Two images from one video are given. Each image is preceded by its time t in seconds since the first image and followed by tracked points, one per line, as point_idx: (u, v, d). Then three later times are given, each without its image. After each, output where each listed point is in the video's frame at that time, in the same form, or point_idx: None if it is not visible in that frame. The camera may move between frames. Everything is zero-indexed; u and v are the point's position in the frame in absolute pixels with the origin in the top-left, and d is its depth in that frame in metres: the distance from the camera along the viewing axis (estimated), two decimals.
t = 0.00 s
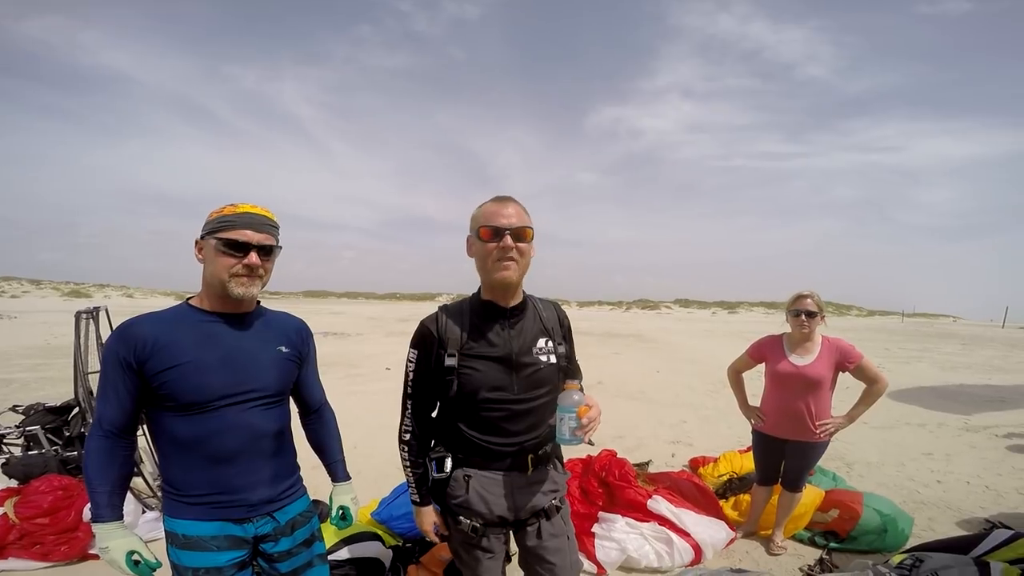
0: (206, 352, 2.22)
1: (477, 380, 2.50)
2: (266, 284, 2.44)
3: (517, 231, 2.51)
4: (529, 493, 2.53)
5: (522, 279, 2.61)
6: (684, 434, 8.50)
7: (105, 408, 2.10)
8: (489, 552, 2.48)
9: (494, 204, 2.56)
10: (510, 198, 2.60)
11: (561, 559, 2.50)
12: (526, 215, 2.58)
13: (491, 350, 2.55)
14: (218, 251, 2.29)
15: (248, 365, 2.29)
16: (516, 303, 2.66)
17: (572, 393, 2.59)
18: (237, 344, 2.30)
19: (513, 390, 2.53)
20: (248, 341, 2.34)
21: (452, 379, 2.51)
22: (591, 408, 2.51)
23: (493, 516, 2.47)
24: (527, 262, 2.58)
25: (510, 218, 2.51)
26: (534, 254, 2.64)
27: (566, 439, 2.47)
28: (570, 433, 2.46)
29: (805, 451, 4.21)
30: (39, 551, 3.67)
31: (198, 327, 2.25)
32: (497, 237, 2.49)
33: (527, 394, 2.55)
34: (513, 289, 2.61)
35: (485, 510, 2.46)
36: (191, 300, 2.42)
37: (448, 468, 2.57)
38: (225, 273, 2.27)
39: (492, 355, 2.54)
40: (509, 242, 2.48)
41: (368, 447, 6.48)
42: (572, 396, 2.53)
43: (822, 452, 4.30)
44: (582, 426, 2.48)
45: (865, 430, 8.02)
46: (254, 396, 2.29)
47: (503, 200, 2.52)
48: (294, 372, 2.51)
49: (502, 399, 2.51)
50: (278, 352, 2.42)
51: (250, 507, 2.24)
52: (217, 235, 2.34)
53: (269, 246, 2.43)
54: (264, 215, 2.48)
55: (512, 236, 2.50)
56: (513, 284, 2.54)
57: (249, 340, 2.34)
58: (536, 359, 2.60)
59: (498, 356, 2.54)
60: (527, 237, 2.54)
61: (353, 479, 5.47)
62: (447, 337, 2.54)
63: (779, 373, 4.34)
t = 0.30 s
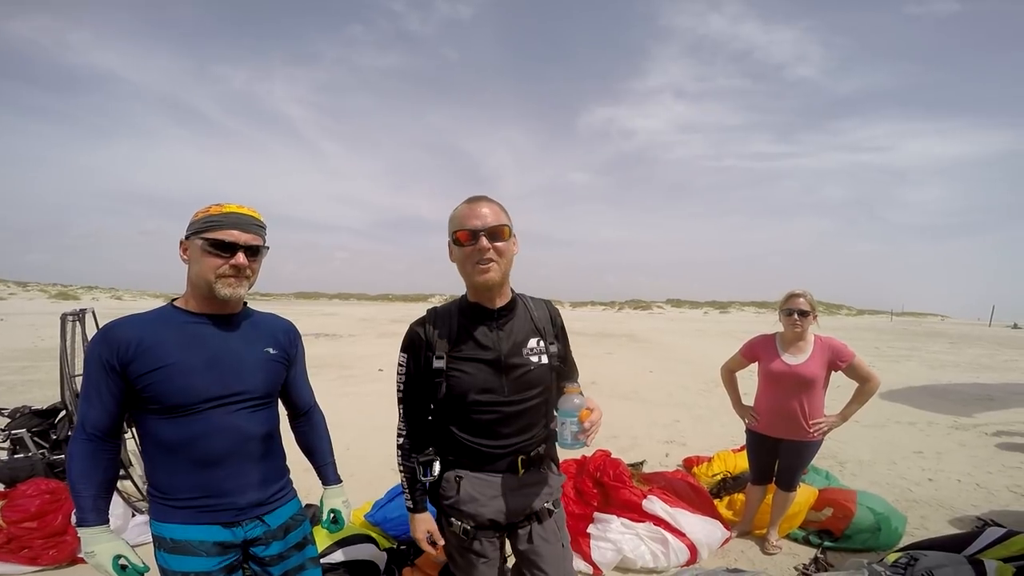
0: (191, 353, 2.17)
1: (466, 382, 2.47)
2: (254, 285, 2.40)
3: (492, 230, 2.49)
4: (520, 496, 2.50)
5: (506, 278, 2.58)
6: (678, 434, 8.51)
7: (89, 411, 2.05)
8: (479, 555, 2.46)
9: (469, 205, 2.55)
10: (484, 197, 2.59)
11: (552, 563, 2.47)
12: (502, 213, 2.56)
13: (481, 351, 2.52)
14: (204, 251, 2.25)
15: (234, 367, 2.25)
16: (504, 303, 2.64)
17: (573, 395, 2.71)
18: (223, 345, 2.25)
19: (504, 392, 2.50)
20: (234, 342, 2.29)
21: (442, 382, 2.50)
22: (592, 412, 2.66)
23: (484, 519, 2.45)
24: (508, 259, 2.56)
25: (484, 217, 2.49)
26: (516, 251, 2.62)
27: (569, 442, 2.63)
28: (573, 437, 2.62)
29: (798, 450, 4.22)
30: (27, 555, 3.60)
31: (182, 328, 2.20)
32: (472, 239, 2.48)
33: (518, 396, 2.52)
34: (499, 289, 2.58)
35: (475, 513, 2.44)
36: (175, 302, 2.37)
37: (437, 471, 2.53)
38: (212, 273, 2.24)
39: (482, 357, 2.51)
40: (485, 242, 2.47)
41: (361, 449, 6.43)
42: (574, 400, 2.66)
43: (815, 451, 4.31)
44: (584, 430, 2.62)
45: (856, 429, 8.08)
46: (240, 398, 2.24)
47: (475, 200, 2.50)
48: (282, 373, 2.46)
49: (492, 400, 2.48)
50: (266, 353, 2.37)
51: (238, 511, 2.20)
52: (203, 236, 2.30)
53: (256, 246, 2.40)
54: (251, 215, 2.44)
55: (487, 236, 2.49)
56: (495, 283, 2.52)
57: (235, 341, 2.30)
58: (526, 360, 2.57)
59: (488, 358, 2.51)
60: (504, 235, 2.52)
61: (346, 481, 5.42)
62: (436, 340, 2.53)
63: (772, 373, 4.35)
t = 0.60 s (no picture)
0: (185, 353, 2.17)
1: (464, 383, 2.47)
2: (250, 283, 2.39)
3: (491, 232, 2.49)
4: (521, 498, 2.49)
5: (506, 280, 2.58)
6: (677, 434, 8.50)
7: (82, 411, 2.04)
8: (480, 558, 2.46)
9: (467, 207, 2.54)
10: (483, 198, 2.58)
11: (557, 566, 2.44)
12: (501, 215, 2.56)
13: (479, 352, 2.52)
14: (199, 250, 2.25)
15: (228, 366, 2.24)
16: (504, 303, 2.64)
17: (574, 398, 2.72)
18: (217, 345, 2.24)
19: (503, 392, 2.49)
20: (228, 342, 2.28)
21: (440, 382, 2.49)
22: (592, 415, 2.66)
23: (485, 521, 2.45)
24: (508, 262, 2.55)
25: (484, 220, 2.49)
26: (516, 252, 2.61)
27: (570, 445, 2.70)
28: (572, 441, 2.67)
29: (798, 450, 4.22)
30: (25, 555, 3.59)
31: (176, 327, 2.20)
32: (469, 242, 2.48)
33: (517, 396, 2.51)
34: (498, 291, 2.58)
35: (475, 515, 2.45)
36: (170, 300, 2.37)
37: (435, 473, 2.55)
38: (207, 272, 2.23)
39: (480, 357, 2.51)
40: (484, 245, 2.47)
41: (360, 449, 6.43)
42: (572, 404, 2.68)
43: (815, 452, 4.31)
44: (583, 434, 2.66)
45: (856, 430, 8.08)
46: (235, 399, 2.24)
47: (474, 202, 2.50)
48: (277, 373, 2.45)
49: (491, 401, 2.47)
50: (261, 353, 2.37)
51: (232, 511, 2.20)
52: (198, 234, 2.29)
53: (252, 245, 2.39)
54: (247, 214, 2.43)
55: (485, 239, 2.48)
56: (495, 287, 2.52)
57: (229, 341, 2.29)
58: (524, 360, 2.56)
59: (486, 358, 2.50)
60: (504, 238, 2.52)
61: (346, 481, 5.42)
62: (433, 340, 2.53)
63: (772, 373, 4.35)
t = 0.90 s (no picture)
0: (152, 354, 2.15)
1: (466, 385, 2.46)
2: (219, 280, 2.38)
3: (484, 238, 2.48)
4: (525, 500, 2.49)
5: (502, 284, 2.58)
6: (673, 434, 8.52)
7: (47, 417, 2.02)
8: (483, 562, 2.43)
9: (462, 211, 2.54)
10: (477, 201, 2.58)
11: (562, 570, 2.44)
12: (494, 219, 2.55)
13: (479, 353, 2.51)
14: (165, 247, 2.22)
15: (198, 366, 2.22)
16: (502, 305, 2.64)
17: (568, 396, 2.63)
18: (186, 345, 2.23)
19: (504, 393, 2.49)
20: (198, 341, 2.27)
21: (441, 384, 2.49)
22: (586, 412, 2.54)
23: (489, 524, 2.44)
24: (502, 266, 2.55)
25: (477, 226, 2.48)
26: (509, 253, 2.62)
27: (565, 445, 2.55)
28: (567, 439, 2.53)
29: (795, 451, 4.23)
30: (19, 556, 3.58)
31: (142, 327, 2.18)
32: (464, 247, 2.48)
33: (518, 397, 2.52)
34: (496, 294, 2.59)
35: (479, 518, 2.43)
36: (136, 298, 2.35)
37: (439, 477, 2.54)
38: (174, 269, 2.21)
39: (480, 359, 2.50)
40: (476, 251, 2.46)
41: (356, 449, 6.41)
42: (567, 401, 2.58)
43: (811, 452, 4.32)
44: (578, 431, 2.52)
45: (851, 430, 8.11)
46: (207, 400, 2.22)
47: (468, 207, 2.50)
48: (251, 373, 2.44)
49: (492, 402, 2.47)
50: (232, 353, 2.36)
51: (209, 518, 2.19)
52: (163, 231, 2.26)
53: (220, 240, 2.37)
54: (214, 209, 2.40)
55: (478, 244, 2.47)
56: (491, 292, 2.53)
57: (199, 340, 2.27)
58: (525, 361, 2.56)
59: (487, 359, 2.50)
60: (498, 242, 2.51)
61: (342, 481, 5.41)
62: (434, 342, 2.52)
63: (768, 373, 4.36)
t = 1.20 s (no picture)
0: (108, 357, 2.11)
1: (468, 382, 2.47)
2: (176, 279, 2.32)
3: (484, 236, 2.49)
4: (527, 498, 2.50)
5: (501, 281, 2.59)
6: (671, 435, 8.55)
7: None
8: (486, 560, 2.43)
9: (462, 211, 2.54)
10: (474, 201, 2.59)
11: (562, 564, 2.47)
12: (493, 218, 2.56)
13: (481, 351, 2.51)
14: (113, 249, 2.16)
15: (156, 369, 2.19)
16: (502, 304, 2.65)
17: (571, 395, 2.70)
18: (144, 347, 2.19)
19: (506, 391, 2.50)
20: (157, 344, 2.23)
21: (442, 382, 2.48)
22: (590, 410, 2.63)
23: (492, 523, 2.43)
24: (502, 264, 2.57)
25: (477, 224, 2.49)
26: (508, 252, 2.62)
27: (569, 442, 2.60)
28: (572, 436, 2.58)
29: (792, 451, 4.23)
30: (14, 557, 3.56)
31: (94, 329, 2.13)
32: (463, 245, 2.48)
33: (520, 395, 2.52)
34: (495, 291, 2.60)
35: (483, 517, 2.42)
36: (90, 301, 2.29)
37: (442, 474, 2.51)
38: (127, 272, 2.15)
39: (482, 357, 2.50)
40: (476, 248, 2.47)
41: (354, 450, 6.42)
42: (571, 399, 2.65)
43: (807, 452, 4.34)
44: (582, 428, 2.60)
45: (848, 430, 8.14)
46: (167, 404, 2.19)
47: (467, 206, 2.50)
48: (215, 375, 2.41)
49: (494, 400, 2.47)
50: (195, 355, 2.32)
51: (169, 524, 2.18)
52: (110, 232, 2.19)
53: (174, 238, 2.31)
54: (165, 205, 2.33)
55: (478, 242, 2.48)
56: (491, 288, 2.54)
57: (156, 343, 2.23)
58: (526, 359, 2.57)
59: (488, 357, 2.50)
60: (497, 240, 2.51)
61: (339, 483, 5.40)
62: (435, 340, 2.52)
63: (765, 374, 4.37)
